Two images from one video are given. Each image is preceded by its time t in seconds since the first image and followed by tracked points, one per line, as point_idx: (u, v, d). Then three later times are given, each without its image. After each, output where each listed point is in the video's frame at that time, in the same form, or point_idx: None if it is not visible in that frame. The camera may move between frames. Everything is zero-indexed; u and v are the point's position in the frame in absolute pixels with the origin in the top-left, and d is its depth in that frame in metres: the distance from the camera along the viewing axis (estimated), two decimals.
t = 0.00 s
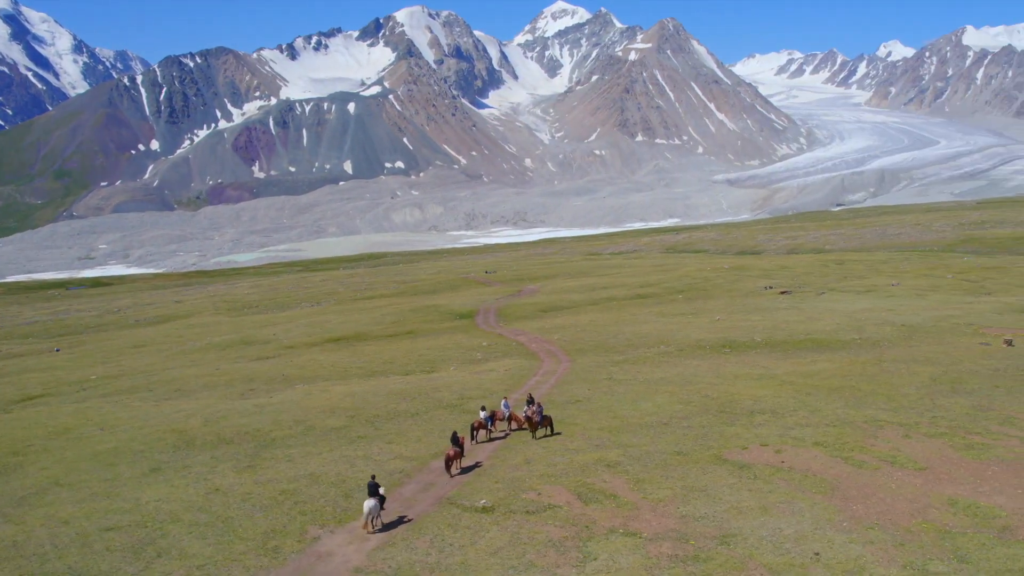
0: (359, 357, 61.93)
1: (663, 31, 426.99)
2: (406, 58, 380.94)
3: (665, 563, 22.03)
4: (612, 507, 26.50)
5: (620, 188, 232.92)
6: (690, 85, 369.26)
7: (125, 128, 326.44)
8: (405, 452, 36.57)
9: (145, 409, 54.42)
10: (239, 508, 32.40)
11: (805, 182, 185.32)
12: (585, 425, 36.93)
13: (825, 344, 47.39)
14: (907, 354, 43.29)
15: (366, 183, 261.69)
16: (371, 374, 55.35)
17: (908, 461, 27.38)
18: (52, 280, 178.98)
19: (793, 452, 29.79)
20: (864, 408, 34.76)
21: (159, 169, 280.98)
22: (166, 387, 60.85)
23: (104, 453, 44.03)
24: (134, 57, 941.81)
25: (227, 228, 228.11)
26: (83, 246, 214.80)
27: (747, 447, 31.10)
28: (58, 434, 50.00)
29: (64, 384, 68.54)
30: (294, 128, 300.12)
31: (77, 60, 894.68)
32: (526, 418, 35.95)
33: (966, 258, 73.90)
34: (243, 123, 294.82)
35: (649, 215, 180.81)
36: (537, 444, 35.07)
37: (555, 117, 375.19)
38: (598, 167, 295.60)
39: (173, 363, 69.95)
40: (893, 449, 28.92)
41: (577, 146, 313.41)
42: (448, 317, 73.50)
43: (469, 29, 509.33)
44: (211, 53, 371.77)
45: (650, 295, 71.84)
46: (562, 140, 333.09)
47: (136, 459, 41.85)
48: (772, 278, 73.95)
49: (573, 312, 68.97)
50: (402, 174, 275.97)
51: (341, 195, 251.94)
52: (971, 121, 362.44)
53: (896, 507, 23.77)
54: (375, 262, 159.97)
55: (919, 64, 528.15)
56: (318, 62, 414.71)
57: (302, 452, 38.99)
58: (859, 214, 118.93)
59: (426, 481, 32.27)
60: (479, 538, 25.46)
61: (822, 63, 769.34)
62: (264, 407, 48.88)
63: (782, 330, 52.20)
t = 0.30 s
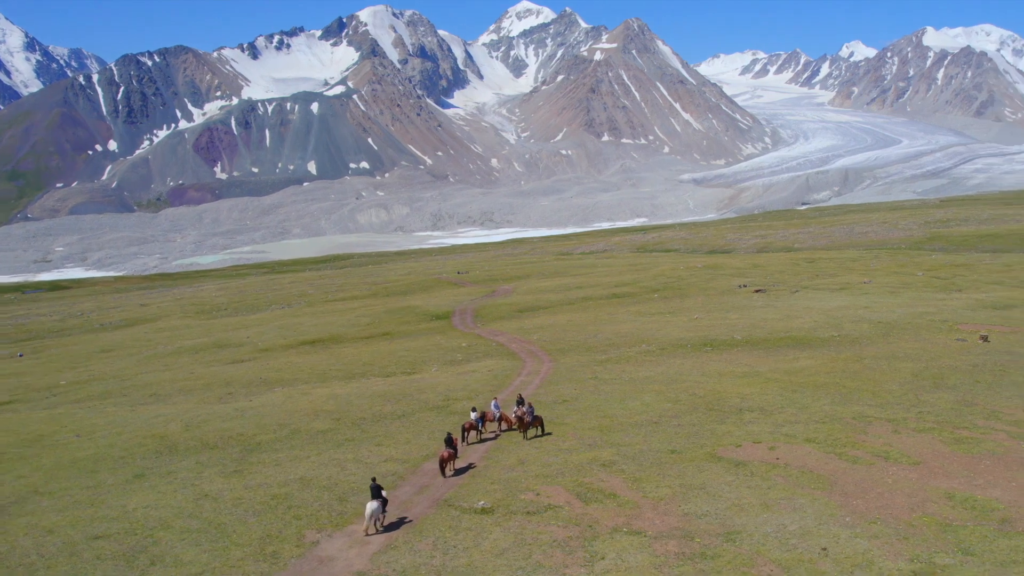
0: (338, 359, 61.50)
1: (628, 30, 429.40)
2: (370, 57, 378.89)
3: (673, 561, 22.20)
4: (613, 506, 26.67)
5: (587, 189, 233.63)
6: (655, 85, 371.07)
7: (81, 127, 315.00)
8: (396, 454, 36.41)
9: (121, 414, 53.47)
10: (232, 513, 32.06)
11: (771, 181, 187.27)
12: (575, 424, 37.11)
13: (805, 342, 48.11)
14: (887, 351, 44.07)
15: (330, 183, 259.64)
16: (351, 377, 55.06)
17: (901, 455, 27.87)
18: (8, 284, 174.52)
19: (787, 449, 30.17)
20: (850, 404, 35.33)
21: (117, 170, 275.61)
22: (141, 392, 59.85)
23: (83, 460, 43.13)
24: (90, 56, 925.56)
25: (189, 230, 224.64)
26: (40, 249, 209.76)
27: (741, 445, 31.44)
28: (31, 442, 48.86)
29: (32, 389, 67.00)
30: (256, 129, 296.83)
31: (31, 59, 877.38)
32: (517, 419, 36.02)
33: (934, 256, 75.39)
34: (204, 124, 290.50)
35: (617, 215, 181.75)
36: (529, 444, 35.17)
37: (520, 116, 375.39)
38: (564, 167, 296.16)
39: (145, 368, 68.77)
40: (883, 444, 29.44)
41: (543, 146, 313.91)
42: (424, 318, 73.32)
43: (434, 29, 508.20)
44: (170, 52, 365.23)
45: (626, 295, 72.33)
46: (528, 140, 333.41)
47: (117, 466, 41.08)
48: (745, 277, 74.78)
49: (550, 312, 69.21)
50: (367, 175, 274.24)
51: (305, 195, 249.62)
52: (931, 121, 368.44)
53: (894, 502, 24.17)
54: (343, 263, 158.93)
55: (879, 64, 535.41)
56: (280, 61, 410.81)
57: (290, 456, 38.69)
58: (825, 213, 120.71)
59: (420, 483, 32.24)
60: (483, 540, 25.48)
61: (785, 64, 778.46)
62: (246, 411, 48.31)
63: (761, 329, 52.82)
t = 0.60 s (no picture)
0: (320, 362, 61.09)
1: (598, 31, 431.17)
2: (338, 57, 376.74)
3: (685, 559, 22.33)
4: (619, 505, 26.80)
5: (558, 189, 234.20)
6: (626, 85, 372.82)
7: (41, 127, 303.41)
8: (392, 456, 36.32)
9: (102, 419, 52.53)
10: (230, 518, 31.76)
11: (741, 180, 188.74)
12: (569, 424, 37.24)
13: (790, 340, 48.72)
14: (871, 349, 44.77)
15: (299, 184, 257.61)
16: (335, 379, 54.73)
17: (899, 451, 28.29)
18: None
19: (785, 447, 30.50)
20: (842, 402, 35.83)
21: (79, 171, 270.40)
22: (120, 397, 58.96)
23: (67, 467, 42.29)
24: (50, 55, 910.34)
25: (155, 232, 221.37)
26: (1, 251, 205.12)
27: (739, 443, 31.71)
28: (10, 449, 47.76)
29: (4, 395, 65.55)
30: (223, 129, 293.60)
31: None
32: (512, 419, 36.07)
33: (908, 254, 76.69)
34: (169, 125, 286.46)
35: (588, 215, 182.62)
36: (524, 445, 35.25)
37: (491, 117, 375.37)
38: (535, 167, 296.54)
39: (121, 373, 67.59)
40: (880, 441, 29.86)
41: (515, 146, 314.08)
42: (404, 320, 73.12)
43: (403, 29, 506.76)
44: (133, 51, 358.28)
45: (606, 294, 72.77)
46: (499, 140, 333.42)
47: (105, 473, 40.37)
48: (723, 277, 75.51)
49: (531, 312, 69.42)
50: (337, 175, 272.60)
51: (274, 197, 247.45)
52: (897, 121, 373.56)
53: (898, 498, 24.51)
54: (315, 264, 157.85)
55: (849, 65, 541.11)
56: (247, 61, 406.87)
57: (283, 459, 38.41)
58: (797, 212, 122.20)
59: (419, 484, 32.21)
60: (491, 540, 25.53)
61: (755, 63, 784.74)
62: (232, 415, 47.78)
63: (745, 328, 53.34)
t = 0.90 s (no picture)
0: (307, 363, 60.81)
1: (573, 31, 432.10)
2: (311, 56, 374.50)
3: (701, 558, 22.46)
4: (627, 504, 26.93)
5: (534, 189, 234.39)
6: (601, 85, 373.72)
7: (6, 127, 294.95)
8: (391, 458, 36.27)
9: (86, 425, 51.75)
10: (232, 522, 31.54)
11: (716, 180, 190.15)
12: (567, 424, 37.41)
13: (778, 338, 49.25)
14: (861, 347, 45.35)
15: (272, 185, 255.67)
16: (324, 381, 54.52)
17: (901, 448, 28.70)
18: None
19: (786, 445, 30.84)
20: (838, 399, 36.31)
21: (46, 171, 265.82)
22: (104, 401, 58.20)
23: (56, 473, 41.60)
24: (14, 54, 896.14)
25: (126, 234, 218.45)
26: None
27: (741, 441, 32.00)
28: None
29: None
30: (194, 130, 290.59)
31: None
32: (511, 419, 36.19)
33: (886, 253, 77.82)
34: (139, 125, 282.81)
35: (564, 215, 183.28)
36: (524, 445, 35.31)
37: (466, 117, 374.96)
38: (511, 167, 296.48)
39: (102, 377, 66.53)
40: (881, 437, 30.28)
41: (490, 146, 313.75)
42: (388, 320, 73.01)
43: (376, 28, 504.93)
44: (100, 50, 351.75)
45: (590, 294, 73.21)
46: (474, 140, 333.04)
47: (99, 478, 39.80)
48: (706, 276, 76.10)
49: (515, 313, 69.62)
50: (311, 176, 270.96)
51: (247, 198, 245.29)
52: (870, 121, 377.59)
53: (903, 495, 24.83)
54: (291, 264, 156.77)
55: (822, 65, 545.96)
56: (219, 60, 403.07)
57: (281, 462, 38.21)
58: (774, 212, 123.61)
59: (422, 487, 32.16)
60: (501, 542, 25.57)
61: (730, 64, 790.77)
62: (224, 418, 47.37)
63: (734, 327, 53.88)
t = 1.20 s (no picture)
0: (295, 366, 60.47)
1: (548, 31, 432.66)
2: (285, 56, 372.16)
3: (718, 557, 22.64)
4: (637, 504, 27.11)
5: (510, 189, 234.49)
6: (577, 85, 374.54)
7: None
8: (392, 459, 36.21)
9: (72, 429, 51.00)
10: (236, 527, 31.34)
11: (692, 180, 191.47)
12: (566, 425, 37.54)
13: (768, 337, 49.69)
14: (851, 345, 45.94)
15: (246, 186, 253.53)
16: (314, 383, 54.21)
17: (903, 446, 29.12)
18: None
19: (789, 443, 31.19)
20: (833, 398, 36.73)
21: (13, 171, 261.23)
22: (88, 405, 57.42)
23: (47, 478, 40.99)
24: None
25: (96, 235, 215.30)
26: None
27: (743, 440, 32.33)
28: None
29: None
30: (166, 130, 287.37)
31: None
32: (512, 420, 36.25)
33: (866, 252, 78.84)
34: (109, 125, 278.99)
35: (541, 215, 183.67)
36: (525, 447, 35.44)
37: (441, 117, 374.15)
38: (486, 167, 296.29)
39: (84, 382, 65.54)
40: (882, 435, 30.75)
41: (466, 147, 313.38)
42: (374, 322, 72.76)
43: (350, 28, 502.94)
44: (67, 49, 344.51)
45: (575, 294, 73.54)
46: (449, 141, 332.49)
47: (93, 484, 39.26)
48: (689, 276, 76.60)
49: (502, 314, 69.73)
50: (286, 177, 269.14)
51: (221, 199, 243.01)
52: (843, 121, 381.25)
53: (910, 491, 25.20)
54: (268, 266, 155.71)
55: (796, 65, 551.03)
56: (190, 60, 399.18)
57: (279, 465, 38.02)
58: (751, 211, 124.83)
59: (426, 488, 32.18)
60: (513, 543, 25.65)
61: (705, 64, 796.45)
62: (216, 422, 46.94)
63: (723, 326, 54.38)
